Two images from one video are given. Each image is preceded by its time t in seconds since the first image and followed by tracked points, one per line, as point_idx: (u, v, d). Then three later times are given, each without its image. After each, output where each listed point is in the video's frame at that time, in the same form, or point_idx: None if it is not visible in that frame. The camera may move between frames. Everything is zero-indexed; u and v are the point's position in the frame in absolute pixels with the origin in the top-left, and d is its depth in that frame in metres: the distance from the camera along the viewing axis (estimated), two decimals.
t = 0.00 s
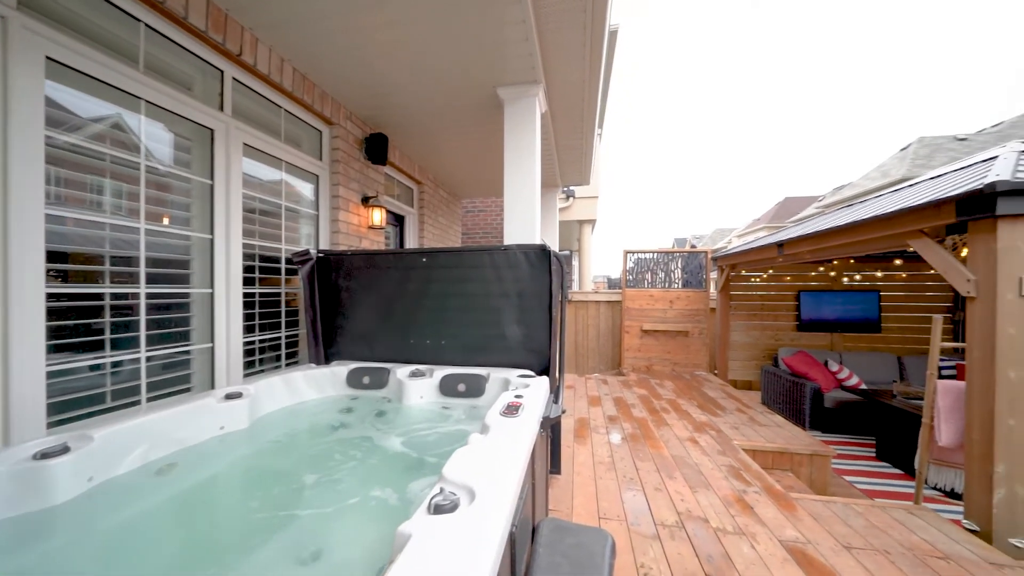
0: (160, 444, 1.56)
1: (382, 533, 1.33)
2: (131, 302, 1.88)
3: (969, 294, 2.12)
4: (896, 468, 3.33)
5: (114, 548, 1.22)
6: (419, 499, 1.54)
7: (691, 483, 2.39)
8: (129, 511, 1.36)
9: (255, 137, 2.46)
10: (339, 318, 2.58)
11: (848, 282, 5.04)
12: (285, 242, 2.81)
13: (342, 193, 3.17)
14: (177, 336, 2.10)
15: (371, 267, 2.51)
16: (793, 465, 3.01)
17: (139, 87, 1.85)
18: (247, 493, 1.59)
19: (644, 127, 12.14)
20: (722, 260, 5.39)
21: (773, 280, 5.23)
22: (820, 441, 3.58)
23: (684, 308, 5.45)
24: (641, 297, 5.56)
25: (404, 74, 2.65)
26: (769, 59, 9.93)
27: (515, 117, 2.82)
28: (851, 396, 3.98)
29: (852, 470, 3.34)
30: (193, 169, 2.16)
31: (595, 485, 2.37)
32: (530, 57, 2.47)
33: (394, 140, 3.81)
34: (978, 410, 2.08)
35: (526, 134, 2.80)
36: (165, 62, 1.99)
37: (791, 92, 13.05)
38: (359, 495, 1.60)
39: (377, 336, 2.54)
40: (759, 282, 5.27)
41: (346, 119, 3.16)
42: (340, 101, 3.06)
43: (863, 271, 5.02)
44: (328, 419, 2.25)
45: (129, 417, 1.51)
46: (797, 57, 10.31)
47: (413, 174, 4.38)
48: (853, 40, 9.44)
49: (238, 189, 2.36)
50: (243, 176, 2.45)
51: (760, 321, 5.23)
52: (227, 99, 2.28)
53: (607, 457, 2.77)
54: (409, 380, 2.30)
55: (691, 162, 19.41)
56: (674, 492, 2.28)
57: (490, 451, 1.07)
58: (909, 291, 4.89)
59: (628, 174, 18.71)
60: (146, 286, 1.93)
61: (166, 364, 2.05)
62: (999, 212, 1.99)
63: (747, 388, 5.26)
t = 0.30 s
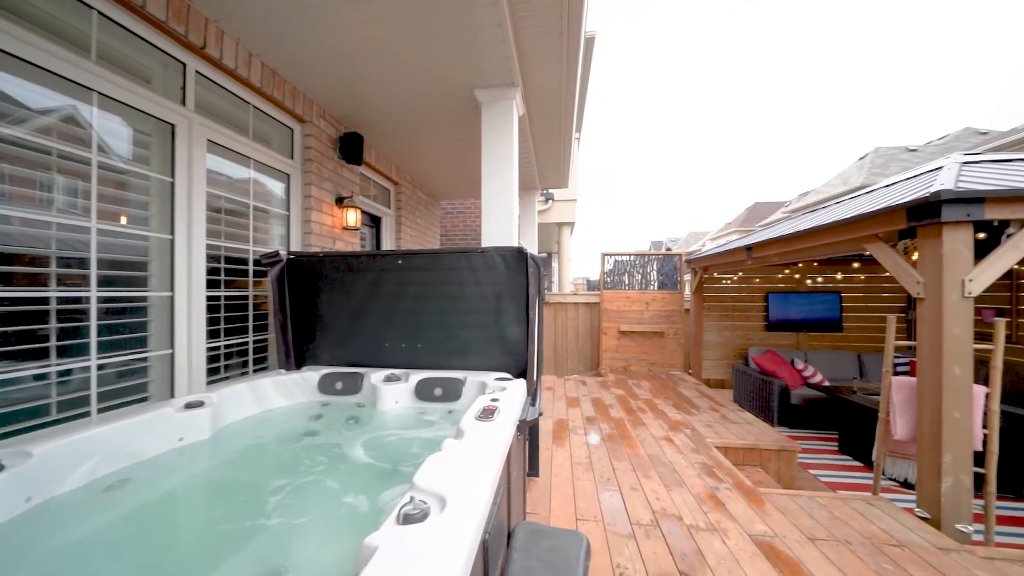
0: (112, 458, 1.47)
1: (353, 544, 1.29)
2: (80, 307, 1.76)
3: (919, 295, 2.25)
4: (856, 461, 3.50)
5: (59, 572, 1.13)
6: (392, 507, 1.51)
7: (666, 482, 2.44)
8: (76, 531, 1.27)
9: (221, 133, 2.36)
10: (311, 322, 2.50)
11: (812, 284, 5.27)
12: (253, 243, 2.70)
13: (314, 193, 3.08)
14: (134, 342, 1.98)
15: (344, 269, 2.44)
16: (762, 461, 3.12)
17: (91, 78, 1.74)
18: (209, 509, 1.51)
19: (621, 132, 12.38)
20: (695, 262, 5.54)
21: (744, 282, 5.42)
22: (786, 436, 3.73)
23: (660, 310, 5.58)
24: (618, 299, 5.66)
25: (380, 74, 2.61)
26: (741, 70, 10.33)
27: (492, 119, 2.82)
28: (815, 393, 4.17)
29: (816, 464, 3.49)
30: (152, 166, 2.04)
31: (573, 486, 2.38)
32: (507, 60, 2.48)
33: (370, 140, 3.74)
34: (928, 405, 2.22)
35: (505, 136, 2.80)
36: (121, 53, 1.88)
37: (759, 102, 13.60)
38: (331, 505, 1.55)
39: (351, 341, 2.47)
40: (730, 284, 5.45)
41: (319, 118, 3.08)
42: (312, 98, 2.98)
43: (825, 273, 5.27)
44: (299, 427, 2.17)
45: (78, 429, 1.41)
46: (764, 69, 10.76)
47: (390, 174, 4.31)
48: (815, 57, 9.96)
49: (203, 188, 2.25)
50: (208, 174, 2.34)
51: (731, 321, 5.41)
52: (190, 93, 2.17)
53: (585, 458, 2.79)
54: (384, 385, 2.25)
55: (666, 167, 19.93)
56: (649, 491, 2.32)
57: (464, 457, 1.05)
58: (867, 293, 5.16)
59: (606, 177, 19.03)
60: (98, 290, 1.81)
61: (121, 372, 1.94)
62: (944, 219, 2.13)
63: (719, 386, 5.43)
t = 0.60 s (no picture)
0: (70, 464, 1.39)
1: (328, 549, 1.26)
2: (36, 304, 1.66)
3: (883, 298, 2.36)
4: (825, 456, 3.64)
5: None
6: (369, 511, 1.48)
7: (645, 479, 2.49)
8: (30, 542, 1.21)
9: (192, 125, 2.28)
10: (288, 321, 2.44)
11: (785, 287, 5.46)
12: (227, 240, 2.61)
13: (292, 189, 3.00)
14: (97, 342, 1.89)
15: (324, 268, 2.39)
16: (737, 458, 3.20)
17: (48, 62, 1.64)
18: (176, 516, 1.45)
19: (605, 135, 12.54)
20: (675, 264, 5.65)
21: (722, 283, 5.56)
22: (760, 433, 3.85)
23: (641, 310, 5.68)
24: (601, 299, 5.73)
25: (361, 69, 2.57)
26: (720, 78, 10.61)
27: (476, 118, 2.80)
28: (787, 392, 4.31)
29: (788, 460, 3.62)
30: (118, 158, 1.95)
31: (553, 485, 2.39)
32: (491, 59, 2.47)
33: (351, 136, 3.67)
34: (890, 402, 2.32)
35: (489, 136, 2.79)
36: (82, 37, 1.79)
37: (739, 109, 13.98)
38: (306, 509, 1.52)
39: (329, 341, 2.42)
40: (709, 285, 5.58)
41: (297, 112, 3.00)
42: (290, 92, 2.90)
43: (798, 276, 5.46)
44: (274, 430, 2.11)
45: (32, 434, 1.33)
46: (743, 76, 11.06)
47: (372, 172, 4.24)
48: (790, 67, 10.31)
49: (173, 182, 2.17)
50: (178, 167, 2.25)
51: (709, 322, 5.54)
52: (158, 83, 2.08)
53: (566, 457, 2.82)
54: (363, 387, 2.22)
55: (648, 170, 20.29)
56: (628, 489, 2.35)
57: (442, 458, 1.04)
58: (837, 295, 5.37)
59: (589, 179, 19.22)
60: (56, 286, 1.72)
61: (83, 374, 1.84)
62: (906, 225, 2.24)
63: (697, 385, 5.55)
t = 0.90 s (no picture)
0: (24, 472, 1.32)
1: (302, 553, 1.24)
2: None
3: (850, 297, 2.46)
4: (797, 450, 3.77)
5: None
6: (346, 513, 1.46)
7: (625, 475, 2.52)
8: None
9: (160, 117, 2.18)
10: (263, 321, 2.37)
11: (761, 286, 5.62)
12: (197, 236, 2.51)
13: (268, 184, 2.91)
14: (56, 343, 1.79)
15: (301, 266, 2.33)
16: (714, 452, 3.29)
17: None
18: (142, 526, 1.39)
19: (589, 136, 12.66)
20: (656, 264, 5.75)
21: (701, 283, 5.69)
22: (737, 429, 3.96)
23: (623, 309, 5.77)
24: (584, 298, 5.79)
25: (339, 63, 2.51)
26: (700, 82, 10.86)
27: (457, 115, 2.78)
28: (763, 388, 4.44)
29: (763, 454, 3.73)
30: (78, 149, 1.85)
31: (536, 483, 2.41)
32: (473, 56, 2.45)
33: (331, 132, 3.59)
34: (856, 397, 2.42)
35: (472, 134, 2.77)
36: (36, 20, 1.69)
37: (717, 113, 14.33)
38: (281, 513, 1.48)
39: (306, 341, 2.36)
40: (688, 284, 5.70)
41: (273, 105, 2.92)
42: (266, 84, 2.81)
43: (772, 275, 5.63)
44: (248, 433, 2.05)
45: None
46: (722, 81, 11.34)
47: (353, 168, 4.16)
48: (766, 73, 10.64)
49: (139, 176, 2.07)
50: (146, 160, 2.16)
51: (688, 320, 5.67)
52: (122, 71, 1.98)
53: (548, 455, 2.83)
54: (342, 387, 2.18)
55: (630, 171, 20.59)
56: (609, 485, 2.38)
57: (419, 458, 1.03)
58: (808, 294, 5.57)
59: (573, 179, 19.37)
60: (10, 284, 1.62)
61: (40, 376, 1.74)
62: (872, 227, 2.34)
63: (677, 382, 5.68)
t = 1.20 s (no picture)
0: None
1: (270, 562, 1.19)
2: None
3: (812, 297, 2.58)
4: (764, 444, 3.93)
5: None
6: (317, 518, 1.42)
7: (601, 472, 2.56)
8: None
9: (116, 105, 2.05)
10: (229, 321, 2.27)
11: (731, 286, 5.81)
12: (157, 232, 2.38)
13: (235, 179, 2.80)
14: None
15: (270, 265, 2.25)
16: (687, 448, 3.38)
17: None
18: (92, 541, 1.31)
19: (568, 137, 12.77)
20: (632, 264, 5.86)
21: (675, 284, 5.83)
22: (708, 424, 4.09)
23: (601, 309, 5.86)
24: (562, 298, 5.85)
25: (311, 56, 2.44)
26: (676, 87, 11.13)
27: (434, 112, 2.75)
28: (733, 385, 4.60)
29: (732, 448, 3.86)
30: (23, 138, 1.72)
31: (513, 482, 2.41)
32: (450, 53, 2.43)
33: (303, 126, 3.48)
34: (817, 392, 2.54)
35: (450, 131, 2.75)
36: None
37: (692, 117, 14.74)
38: (249, 521, 1.43)
39: (275, 342, 2.28)
40: (664, 283, 5.81)
41: (241, 97, 2.80)
42: (233, 75, 2.69)
43: (742, 276, 5.84)
44: (213, 439, 1.96)
45: None
46: (695, 86, 11.66)
47: (327, 164, 4.04)
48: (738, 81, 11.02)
49: (90, 166, 1.94)
50: (100, 150, 2.03)
51: (664, 319, 5.78)
52: (71, 54, 1.85)
53: (525, 454, 2.84)
54: (313, 390, 2.12)
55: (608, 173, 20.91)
56: (585, 483, 2.41)
57: (391, 461, 1.01)
58: (775, 294, 5.81)
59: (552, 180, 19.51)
60: None
61: None
62: (832, 230, 2.45)
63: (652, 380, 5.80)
